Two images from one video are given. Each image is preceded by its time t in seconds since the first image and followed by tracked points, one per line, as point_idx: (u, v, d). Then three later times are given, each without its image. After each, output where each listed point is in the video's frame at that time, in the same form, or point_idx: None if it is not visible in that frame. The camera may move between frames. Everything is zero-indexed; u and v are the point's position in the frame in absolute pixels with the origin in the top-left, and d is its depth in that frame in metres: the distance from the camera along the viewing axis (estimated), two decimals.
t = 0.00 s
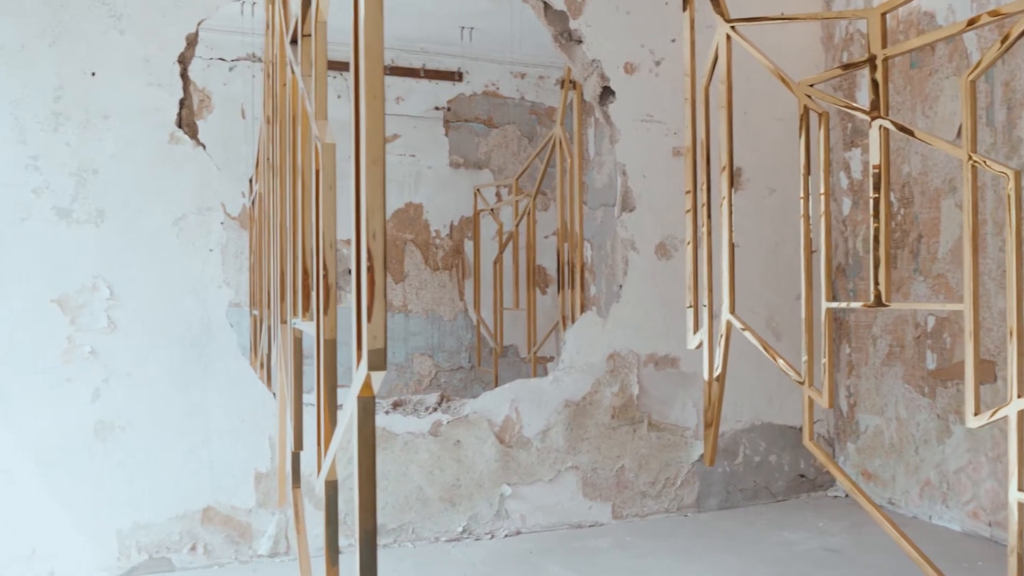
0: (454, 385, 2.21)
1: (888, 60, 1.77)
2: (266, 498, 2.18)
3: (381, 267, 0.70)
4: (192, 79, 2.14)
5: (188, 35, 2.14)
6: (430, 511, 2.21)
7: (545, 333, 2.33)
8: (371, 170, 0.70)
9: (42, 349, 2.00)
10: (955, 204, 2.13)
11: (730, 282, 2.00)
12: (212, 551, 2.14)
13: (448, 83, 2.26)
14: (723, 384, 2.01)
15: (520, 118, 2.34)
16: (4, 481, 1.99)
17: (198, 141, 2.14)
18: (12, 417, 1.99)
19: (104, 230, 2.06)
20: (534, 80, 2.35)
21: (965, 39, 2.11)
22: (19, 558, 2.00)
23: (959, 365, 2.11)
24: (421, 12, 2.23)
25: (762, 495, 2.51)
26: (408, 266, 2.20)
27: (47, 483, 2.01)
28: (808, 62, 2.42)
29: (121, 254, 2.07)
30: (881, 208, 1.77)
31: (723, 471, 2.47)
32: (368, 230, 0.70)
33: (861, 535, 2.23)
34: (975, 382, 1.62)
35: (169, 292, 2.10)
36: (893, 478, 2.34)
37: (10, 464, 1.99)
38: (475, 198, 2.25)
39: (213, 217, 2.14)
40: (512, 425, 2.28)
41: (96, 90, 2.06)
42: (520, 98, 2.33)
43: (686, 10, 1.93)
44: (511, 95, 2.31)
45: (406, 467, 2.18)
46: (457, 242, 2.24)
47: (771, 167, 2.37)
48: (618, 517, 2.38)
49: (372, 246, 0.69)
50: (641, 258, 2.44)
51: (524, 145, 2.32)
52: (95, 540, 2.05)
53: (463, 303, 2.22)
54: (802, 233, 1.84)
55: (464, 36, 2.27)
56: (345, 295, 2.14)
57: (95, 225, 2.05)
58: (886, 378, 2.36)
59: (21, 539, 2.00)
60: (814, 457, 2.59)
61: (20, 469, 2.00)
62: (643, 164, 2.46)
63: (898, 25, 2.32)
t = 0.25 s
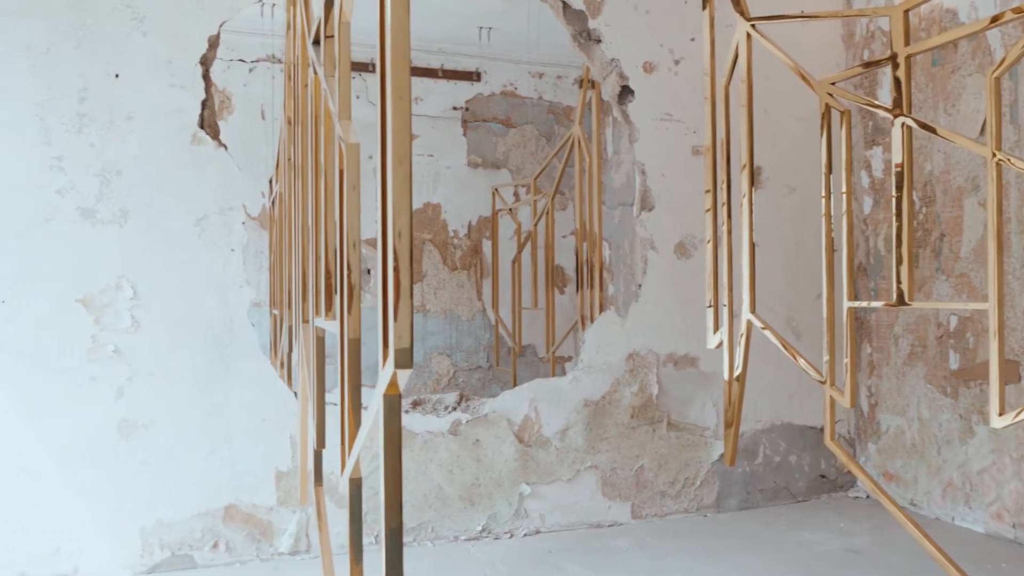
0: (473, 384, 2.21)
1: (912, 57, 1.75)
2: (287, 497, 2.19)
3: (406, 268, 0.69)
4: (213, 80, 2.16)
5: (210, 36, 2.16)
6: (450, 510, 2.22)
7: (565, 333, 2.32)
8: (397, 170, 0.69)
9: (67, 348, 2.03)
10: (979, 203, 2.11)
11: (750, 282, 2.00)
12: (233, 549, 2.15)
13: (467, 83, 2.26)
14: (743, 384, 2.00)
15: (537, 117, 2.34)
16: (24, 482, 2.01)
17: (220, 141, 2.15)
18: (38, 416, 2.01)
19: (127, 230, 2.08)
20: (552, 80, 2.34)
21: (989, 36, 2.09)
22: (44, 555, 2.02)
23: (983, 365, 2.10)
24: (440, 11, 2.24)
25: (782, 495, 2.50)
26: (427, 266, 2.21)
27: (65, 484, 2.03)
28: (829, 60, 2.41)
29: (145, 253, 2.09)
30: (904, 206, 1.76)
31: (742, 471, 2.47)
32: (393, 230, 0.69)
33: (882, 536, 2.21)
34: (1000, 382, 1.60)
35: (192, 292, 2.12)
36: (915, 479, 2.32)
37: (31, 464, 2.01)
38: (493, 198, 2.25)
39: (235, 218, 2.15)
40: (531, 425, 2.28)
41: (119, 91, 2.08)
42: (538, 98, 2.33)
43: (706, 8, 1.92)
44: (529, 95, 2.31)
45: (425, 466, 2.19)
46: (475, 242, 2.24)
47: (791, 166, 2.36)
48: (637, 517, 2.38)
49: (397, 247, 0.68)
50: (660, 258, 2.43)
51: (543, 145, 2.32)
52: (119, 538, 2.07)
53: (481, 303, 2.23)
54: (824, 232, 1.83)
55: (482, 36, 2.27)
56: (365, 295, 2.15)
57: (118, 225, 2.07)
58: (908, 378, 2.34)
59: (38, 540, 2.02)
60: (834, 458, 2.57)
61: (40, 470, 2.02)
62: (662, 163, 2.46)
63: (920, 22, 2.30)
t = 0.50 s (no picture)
0: (489, 385, 2.21)
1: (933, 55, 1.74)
2: (306, 495, 2.21)
3: (430, 268, 0.68)
4: (233, 82, 2.17)
5: (230, 38, 2.17)
6: (468, 509, 2.23)
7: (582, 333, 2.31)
8: (422, 170, 0.68)
9: (90, 348, 2.05)
10: (1000, 202, 2.10)
11: (769, 282, 1.99)
12: (254, 547, 2.17)
13: (483, 83, 2.26)
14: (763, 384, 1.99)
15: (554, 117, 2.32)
16: (38, 482, 2.02)
17: (240, 142, 2.17)
18: (61, 414, 2.04)
19: (149, 231, 2.10)
20: (569, 80, 2.33)
21: (1010, 33, 2.08)
22: (69, 552, 2.05)
23: (1005, 365, 2.08)
24: (457, 12, 2.24)
25: (801, 495, 2.49)
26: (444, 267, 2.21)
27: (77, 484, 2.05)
28: (848, 58, 2.39)
29: (166, 254, 2.11)
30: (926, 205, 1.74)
31: (761, 472, 2.46)
32: (417, 231, 0.68)
33: (902, 537, 2.20)
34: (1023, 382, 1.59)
35: (213, 292, 2.14)
36: (936, 480, 2.30)
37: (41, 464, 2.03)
38: (510, 198, 2.24)
39: (255, 218, 2.17)
40: (549, 424, 2.28)
41: (142, 93, 2.10)
42: (555, 97, 2.32)
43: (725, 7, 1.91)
44: (545, 95, 2.30)
45: (444, 465, 2.20)
46: (491, 242, 2.23)
47: (810, 165, 2.35)
48: (655, 517, 2.38)
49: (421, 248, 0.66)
50: (678, 258, 2.43)
51: (560, 145, 2.30)
52: (141, 535, 2.09)
53: (498, 303, 2.21)
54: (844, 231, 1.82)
55: (499, 37, 2.28)
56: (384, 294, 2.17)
57: (140, 226, 2.09)
58: (928, 378, 2.32)
59: (48, 540, 2.03)
60: (854, 458, 2.56)
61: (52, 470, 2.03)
62: (680, 163, 2.46)
63: (940, 19, 2.28)
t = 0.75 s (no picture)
0: (507, 384, 2.22)
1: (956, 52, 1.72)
2: (326, 493, 2.22)
3: (457, 268, 0.67)
4: (254, 83, 2.19)
5: (251, 39, 2.19)
6: (487, 508, 2.23)
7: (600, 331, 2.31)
8: (450, 168, 0.67)
9: (113, 346, 2.07)
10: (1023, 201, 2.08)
11: (789, 282, 1.98)
12: (274, 544, 2.19)
13: (500, 83, 2.27)
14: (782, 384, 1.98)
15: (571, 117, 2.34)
16: (42, 482, 2.03)
17: (261, 142, 2.19)
18: (85, 412, 2.06)
19: (171, 230, 2.12)
20: (586, 79, 2.34)
21: None
22: (92, 549, 2.07)
23: None
24: (476, 12, 2.25)
25: (820, 496, 2.48)
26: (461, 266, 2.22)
27: (78, 484, 2.06)
28: (869, 56, 2.38)
29: (188, 253, 2.13)
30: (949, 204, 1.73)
31: (780, 472, 2.45)
32: (446, 230, 0.67)
33: (923, 538, 2.19)
34: None
35: (234, 292, 2.16)
36: (957, 481, 2.28)
37: (40, 465, 2.03)
38: (527, 198, 2.24)
39: (276, 218, 2.18)
40: (568, 423, 2.28)
41: (164, 93, 2.12)
42: (572, 97, 2.33)
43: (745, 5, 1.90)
44: (562, 94, 2.31)
45: (462, 464, 2.21)
46: (509, 242, 2.24)
47: (830, 164, 2.34)
48: (674, 517, 2.37)
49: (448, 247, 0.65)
50: (698, 257, 2.43)
51: (577, 143, 2.32)
52: (163, 532, 2.11)
53: (515, 303, 2.23)
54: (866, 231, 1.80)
55: (516, 36, 2.28)
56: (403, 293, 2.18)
57: (163, 226, 2.11)
58: (950, 378, 2.31)
59: (49, 540, 2.04)
60: (874, 459, 2.55)
61: (52, 471, 2.04)
62: (699, 163, 2.45)
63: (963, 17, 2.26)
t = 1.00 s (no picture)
0: (523, 383, 2.22)
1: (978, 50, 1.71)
2: (345, 490, 2.23)
3: (484, 268, 0.66)
4: (273, 83, 2.21)
5: (270, 40, 2.21)
6: (504, 506, 2.24)
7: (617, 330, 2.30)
8: (477, 167, 0.67)
9: (135, 344, 2.09)
10: None
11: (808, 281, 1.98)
12: (293, 541, 2.20)
13: (516, 82, 2.27)
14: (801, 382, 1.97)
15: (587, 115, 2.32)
16: (43, 482, 2.04)
17: (280, 142, 2.20)
18: (107, 409, 2.08)
19: (192, 229, 2.14)
20: (602, 78, 2.33)
21: None
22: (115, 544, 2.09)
23: None
24: (494, 11, 2.26)
25: (838, 495, 2.47)
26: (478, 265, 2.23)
27: (77, 484, 2.06)
28: (887, 53, 2.37)
29: (209, 251, 2.15)
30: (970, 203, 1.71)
31: (798, 471, 2.44)
32: (472, 228, 0.66)
33: (942, 538, 2.18)
34: None
35: (254, 290, 2.17)
36: (977, 481, 2.27)
37: (40, 464, 2.04)
38: (543, 197, 2.24)
39: (295, 217, 2.20)
40: (585, 422, 2.28)
41: (185, 93, 2.14)
42: (588, 96, 2.32)
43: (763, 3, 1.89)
44: (578, 93, 2.31)
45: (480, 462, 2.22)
46: (525, 241, 2.24)
47: (848, 162, 2.33)
48: (691, 516, 2.37)
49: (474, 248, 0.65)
50: (715, 256, 2.43)
51: (593, 143, 2.30)
52: (184, 528, 2.13)
53: (531, 301, 2.22)
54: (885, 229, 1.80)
55: (532, 36, 2.29)
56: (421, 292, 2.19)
57: (183, 225, 2.13)
58: (969, 377, 2.29)
59: (50, 541, 2.06)
60: (892, 458, 2.54)
61: (52, 471, 2.05)
62: (717, 162, 2.45)
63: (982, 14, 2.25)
